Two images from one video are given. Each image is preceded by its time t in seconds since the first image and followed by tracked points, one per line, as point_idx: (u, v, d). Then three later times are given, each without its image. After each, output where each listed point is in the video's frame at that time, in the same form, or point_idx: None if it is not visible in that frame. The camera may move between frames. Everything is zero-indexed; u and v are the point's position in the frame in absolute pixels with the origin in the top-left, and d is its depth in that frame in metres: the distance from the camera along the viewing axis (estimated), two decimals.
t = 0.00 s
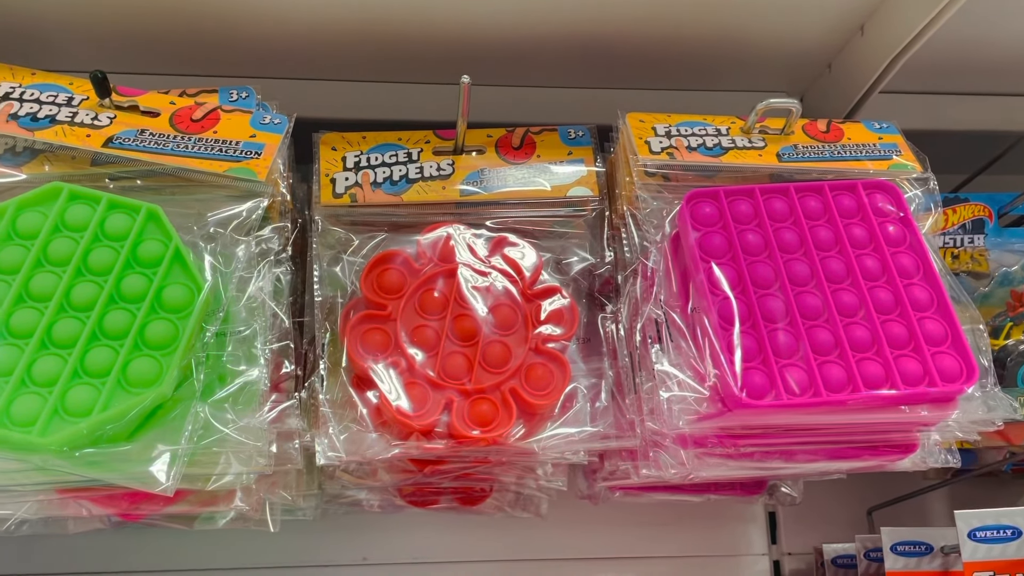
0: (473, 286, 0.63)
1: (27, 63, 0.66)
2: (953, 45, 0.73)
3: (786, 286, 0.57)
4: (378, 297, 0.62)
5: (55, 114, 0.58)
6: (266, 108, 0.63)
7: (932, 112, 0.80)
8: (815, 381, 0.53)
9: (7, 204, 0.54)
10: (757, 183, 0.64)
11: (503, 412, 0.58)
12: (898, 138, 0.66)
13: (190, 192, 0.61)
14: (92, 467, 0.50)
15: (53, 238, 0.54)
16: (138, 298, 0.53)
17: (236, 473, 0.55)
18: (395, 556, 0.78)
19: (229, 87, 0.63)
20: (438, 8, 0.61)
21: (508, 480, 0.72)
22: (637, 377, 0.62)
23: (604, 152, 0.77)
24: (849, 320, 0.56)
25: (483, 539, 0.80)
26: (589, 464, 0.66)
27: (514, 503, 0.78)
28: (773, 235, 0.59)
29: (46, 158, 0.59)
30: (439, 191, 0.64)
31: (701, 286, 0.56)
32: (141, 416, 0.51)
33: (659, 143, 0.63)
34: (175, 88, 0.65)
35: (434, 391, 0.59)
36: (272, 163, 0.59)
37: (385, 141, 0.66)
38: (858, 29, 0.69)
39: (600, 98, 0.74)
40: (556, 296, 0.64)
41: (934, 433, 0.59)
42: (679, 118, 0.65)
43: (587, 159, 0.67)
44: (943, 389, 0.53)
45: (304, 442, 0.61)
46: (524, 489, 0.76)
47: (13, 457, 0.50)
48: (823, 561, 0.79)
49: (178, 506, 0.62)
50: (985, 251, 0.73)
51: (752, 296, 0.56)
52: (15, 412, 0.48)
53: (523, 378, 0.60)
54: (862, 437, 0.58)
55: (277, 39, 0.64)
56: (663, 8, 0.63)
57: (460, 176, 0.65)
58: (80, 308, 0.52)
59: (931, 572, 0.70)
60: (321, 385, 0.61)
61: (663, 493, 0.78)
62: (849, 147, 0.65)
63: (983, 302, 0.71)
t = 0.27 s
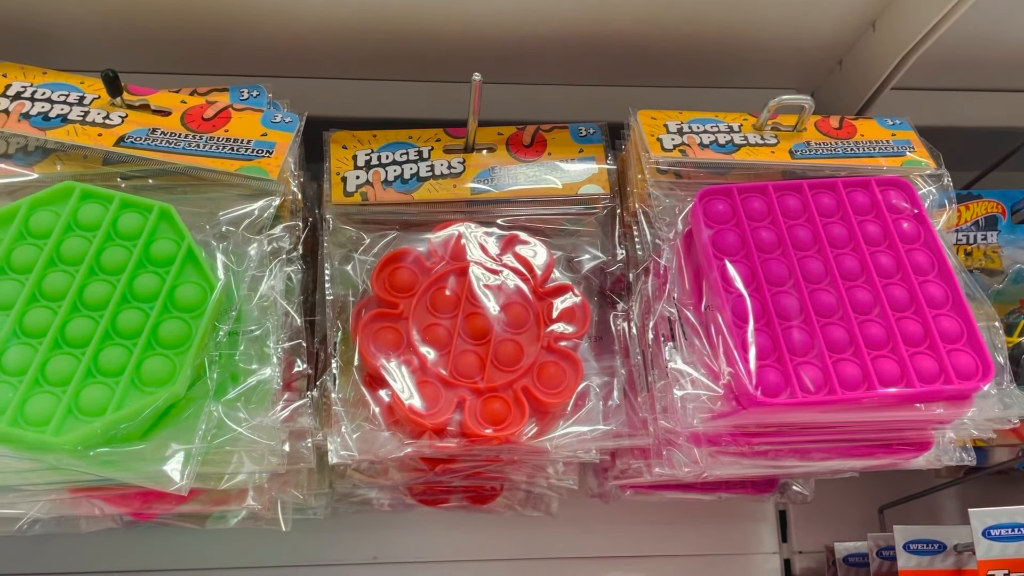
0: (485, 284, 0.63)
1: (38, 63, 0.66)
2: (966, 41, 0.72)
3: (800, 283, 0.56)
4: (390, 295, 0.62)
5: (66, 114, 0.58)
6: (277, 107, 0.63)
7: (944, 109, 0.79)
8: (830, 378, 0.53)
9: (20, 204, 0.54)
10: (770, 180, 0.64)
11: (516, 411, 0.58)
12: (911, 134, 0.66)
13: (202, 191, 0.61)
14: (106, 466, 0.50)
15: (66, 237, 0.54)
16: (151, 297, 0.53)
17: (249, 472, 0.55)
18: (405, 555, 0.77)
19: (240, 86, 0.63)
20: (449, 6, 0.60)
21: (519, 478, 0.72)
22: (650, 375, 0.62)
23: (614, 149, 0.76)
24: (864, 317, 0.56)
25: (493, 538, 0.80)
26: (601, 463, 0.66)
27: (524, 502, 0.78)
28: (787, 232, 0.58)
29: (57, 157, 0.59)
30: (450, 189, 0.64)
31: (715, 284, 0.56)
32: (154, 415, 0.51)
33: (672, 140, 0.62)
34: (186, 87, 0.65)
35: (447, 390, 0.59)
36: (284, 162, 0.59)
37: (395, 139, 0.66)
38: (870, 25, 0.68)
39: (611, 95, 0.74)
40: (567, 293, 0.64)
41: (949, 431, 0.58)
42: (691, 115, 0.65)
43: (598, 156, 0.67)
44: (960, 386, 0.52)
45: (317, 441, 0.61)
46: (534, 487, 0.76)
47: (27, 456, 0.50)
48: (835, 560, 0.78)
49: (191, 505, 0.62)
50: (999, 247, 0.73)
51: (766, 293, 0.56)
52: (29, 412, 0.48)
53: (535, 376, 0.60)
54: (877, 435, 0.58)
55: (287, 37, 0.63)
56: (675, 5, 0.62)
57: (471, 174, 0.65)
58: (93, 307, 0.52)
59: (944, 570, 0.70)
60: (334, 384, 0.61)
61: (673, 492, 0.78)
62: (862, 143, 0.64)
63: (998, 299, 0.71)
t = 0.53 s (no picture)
0: (498, 283, 0.63)
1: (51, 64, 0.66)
2: (979, 37, 0.72)
3: (816, 281, 0.56)
4: (403, 295, 0.62)
5: (80, 114, 0.58)
6: (290, 106, 0.63)
7: (957, 106, 0.79)
8: (847, 377, 0.53)
9: (35, 204, 0.54)
10: (784, 178, 0.64)
11: (530, 410, 0.58)
12: (925, 131, 0.65)
13: (215, 191, 0.61)
14: (122, 466, 0.50)
15: (81, 237, 0.54)
16: (167, 297, 0.53)
17: (264, 472, 0.55)
18: (417, 555, 0.77)
19: (252, 86, 0.63)
20: (462, 4, 0.60)
21: (531, 477, 0.72)
22: (664, 374, 0.62)
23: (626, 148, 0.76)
24: (880, 316, 0.55)
25: (504, 537, 0.79)
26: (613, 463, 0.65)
27: (536, 501, 0.78)
28: (802, 230, 0.58)
29: (71, 158, 0.59)
30: (463, 188, 0.64)
31: (731, 282, 0.56)
32: (171, 415, 0.51)
33: (685, 138, 0.62)
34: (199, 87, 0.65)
35: (461, 389, 0.59)
36: (298, 161, 0.59)
37: (408, 138, 0.66)
38: (882, 22, 0.68)
39: (622, 94, 0.73)
40: (580, 292, 0.64)
41: (966, 430, 0.58)
42: (704, 113, 0.65)
43: (610, 155, 0.67)
44: (977, 385, 0.52)
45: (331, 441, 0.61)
46: (546, 486, 0.76)
47: (44, 456, 0.50)
48: (848, 559, 0.78)
49: (205, 505, 0.62)
50: (1013, 244, 0.72)
51: (782, 292, 0.55)
52: (46, 411, 0.49)
53: (549, 376, 0.60)
54: (893, 434, 0.57)
55: (299, 37, 0.64)
56: (688, 2, 0.62)
57: (484, 173, 0.65)
58: (109, 307, 0.52)
59: (958, 569, 0.69)
60: (348, 383, 0.61)
61: (685, 490, 0.78)
62: (877, 141, 0.64)
63: (1013, 297, 0.71)
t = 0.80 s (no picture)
0: (514, 283, 0.63)
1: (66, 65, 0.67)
2: (994, 35, 0.72)
3: (833, 281, 0.56)
4: (419, 295, 0.62)
5: (97, 115, 0.58)
6: (305, 107, 0.63)
7: (971, 103, 0.78)
8: (865, 377, 0.52)
9: (54, 205, 0.55)
10: (800, 176, 0.64)
11: (546, 410, 0.58)
12: (942, 129, 0.65)
13: (232, 192, 0.61)
14: (142, 466, 0.50)
15: (100, 238, 0.54)
16: (185, 297, 0.53)
17: (281, 472, 0.55)
18: (431, 554, 0.77)
19: (268, 86, 0.63)
20: (477, 5, 0.60)
21: (545, 477, 0.72)
22: (680, 373, 0.62)
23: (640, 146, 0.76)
24: (898, 315, 0.55)
25: (517, 536, 0.79)
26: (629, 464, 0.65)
27: (549, 500, 0.78)
28: (819, 229, 0.58)
29: (89, 160, 0.59)
30: (478, 188, 0.64)
31: (748, 282, 0.56)
32: (190, 415, 0.51)
33: (700, 137, 0.62)
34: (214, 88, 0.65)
35: (477, 389, 0.59)
36: (314, 162, 0.60)
37: (422, 139, 0.66)
38: (896, 20, 0.68)
39: (636, 93, 0.73)
40: (596, 293, 0.64)
41: (984, 429, 0.58)
42: (719, 112, 0.65)
43: (625, 154, 0.66)
44: (996, 384, 0.52)
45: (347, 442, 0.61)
46: (560, 486, 0.76)
47: (65, 456, 0.50)
48: (861, 558, 0.77)
49: (222, 505, 0.62)
50: None
51: (800, 291, 0.55)
52: (67, 412, 0.49)
53: (565, 376, 0.60)
54: (911, 433, 0.57)
55: (314, 38, 0.64)
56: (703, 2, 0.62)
57: (499, 173, 0.65)
58: (128, 308, 0.52)
59: (974, 569, 0.69)
60: (364, 384, 0.61)
61: (699, 490, 0.78)
62: (893, 139, 0.64)
63: None
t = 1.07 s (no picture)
0: (530, 282, 0.63)
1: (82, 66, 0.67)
2: (1010, 31, 0.71)
3: (852, 278, 0.56)
4: (436, 294, 0.62)
5: (115, 116, 0.58)
6: (321, 107, 0.63)
7: (986, 100, 0.78)
8: (886, 375, 0.52)
9: (73, 206, 0.55)
10: (817, 174, 0.64)
11: (564, 409, 0.58)
12: (959, 126, 0.65)
13: (249, 192, 0.61)
14: (163, 466, 0.50)
15: (119, 238, 0.54)
16: (205, 297, 0.53)
17: (299, 472, 0.56)
18: (445, 553, 0.77)
19: (284, 86, 0.63)
20: (493, 3, 0.60)
21: (560, 476, 0.72)
22: (698, 372, 0.62)
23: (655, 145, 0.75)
24: (917, 312, 0.55)
25: (532, 535, 0.79)
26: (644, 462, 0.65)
27: (564, 499, 0.78)
28: (837, 227, 0.58)
29: (107, 160, 0.59)
30: (493, 187, 0.64)
31: (767, 280, 0.56)
32: (210, 415, 0.51)
33: (717, 135, 0.62)
34: (230, 88, 0.65)
35: (494, 388, 0.59)
36: (331, 162, 0.60)
37: (438, 138, 0.66)
38: (912, 17, 0.67)
39: (650, 91, 0.73)
40: (612, 291, 0.63)
41: (1004, 427, 0.58)
42: (736, 110, 0.64)
43: (640, 152, 0.66)
44: (1018, 381, 0.51)
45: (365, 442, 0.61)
46: (574, 485, 0.76)
47: (86, 456, 0.51)
48: (877, 557, 0.77)
49: (240, 503, 0.62)
50: None
51: (819, 289, 0.55)
52: (88, 412, 0.49)
53: (582, 374, 0.60)
54: (930, 431, 0.57)
55: (329, 37, 0.64)
56: None
57: (515, 171, 0.65)
58: (148, 307, 0.53)
59: (991, 567, 0.69)
60: (382, 383, 0.61)
61: (714, 488, 0.77)
62: (911, 136, 0.64)
63: None
